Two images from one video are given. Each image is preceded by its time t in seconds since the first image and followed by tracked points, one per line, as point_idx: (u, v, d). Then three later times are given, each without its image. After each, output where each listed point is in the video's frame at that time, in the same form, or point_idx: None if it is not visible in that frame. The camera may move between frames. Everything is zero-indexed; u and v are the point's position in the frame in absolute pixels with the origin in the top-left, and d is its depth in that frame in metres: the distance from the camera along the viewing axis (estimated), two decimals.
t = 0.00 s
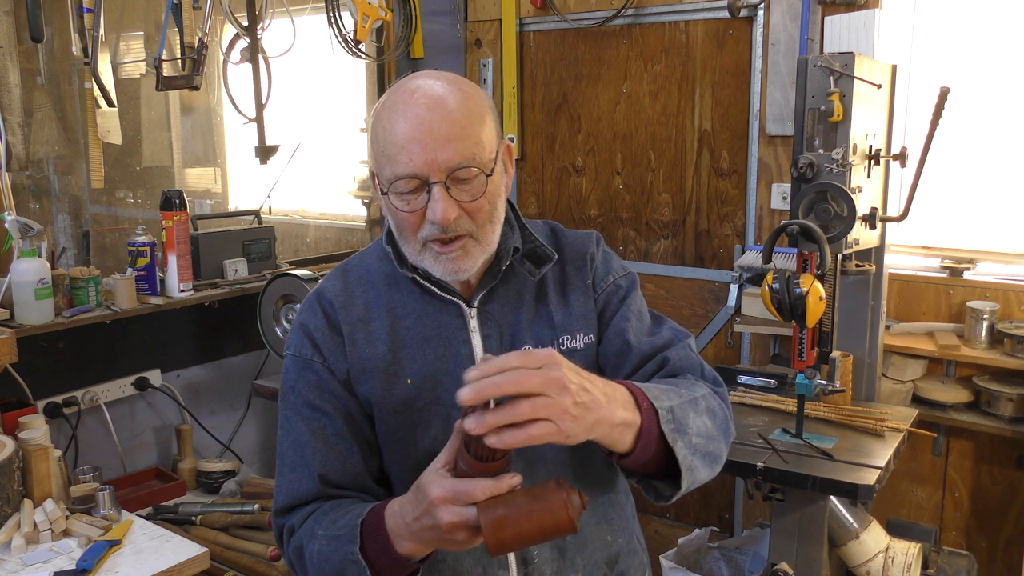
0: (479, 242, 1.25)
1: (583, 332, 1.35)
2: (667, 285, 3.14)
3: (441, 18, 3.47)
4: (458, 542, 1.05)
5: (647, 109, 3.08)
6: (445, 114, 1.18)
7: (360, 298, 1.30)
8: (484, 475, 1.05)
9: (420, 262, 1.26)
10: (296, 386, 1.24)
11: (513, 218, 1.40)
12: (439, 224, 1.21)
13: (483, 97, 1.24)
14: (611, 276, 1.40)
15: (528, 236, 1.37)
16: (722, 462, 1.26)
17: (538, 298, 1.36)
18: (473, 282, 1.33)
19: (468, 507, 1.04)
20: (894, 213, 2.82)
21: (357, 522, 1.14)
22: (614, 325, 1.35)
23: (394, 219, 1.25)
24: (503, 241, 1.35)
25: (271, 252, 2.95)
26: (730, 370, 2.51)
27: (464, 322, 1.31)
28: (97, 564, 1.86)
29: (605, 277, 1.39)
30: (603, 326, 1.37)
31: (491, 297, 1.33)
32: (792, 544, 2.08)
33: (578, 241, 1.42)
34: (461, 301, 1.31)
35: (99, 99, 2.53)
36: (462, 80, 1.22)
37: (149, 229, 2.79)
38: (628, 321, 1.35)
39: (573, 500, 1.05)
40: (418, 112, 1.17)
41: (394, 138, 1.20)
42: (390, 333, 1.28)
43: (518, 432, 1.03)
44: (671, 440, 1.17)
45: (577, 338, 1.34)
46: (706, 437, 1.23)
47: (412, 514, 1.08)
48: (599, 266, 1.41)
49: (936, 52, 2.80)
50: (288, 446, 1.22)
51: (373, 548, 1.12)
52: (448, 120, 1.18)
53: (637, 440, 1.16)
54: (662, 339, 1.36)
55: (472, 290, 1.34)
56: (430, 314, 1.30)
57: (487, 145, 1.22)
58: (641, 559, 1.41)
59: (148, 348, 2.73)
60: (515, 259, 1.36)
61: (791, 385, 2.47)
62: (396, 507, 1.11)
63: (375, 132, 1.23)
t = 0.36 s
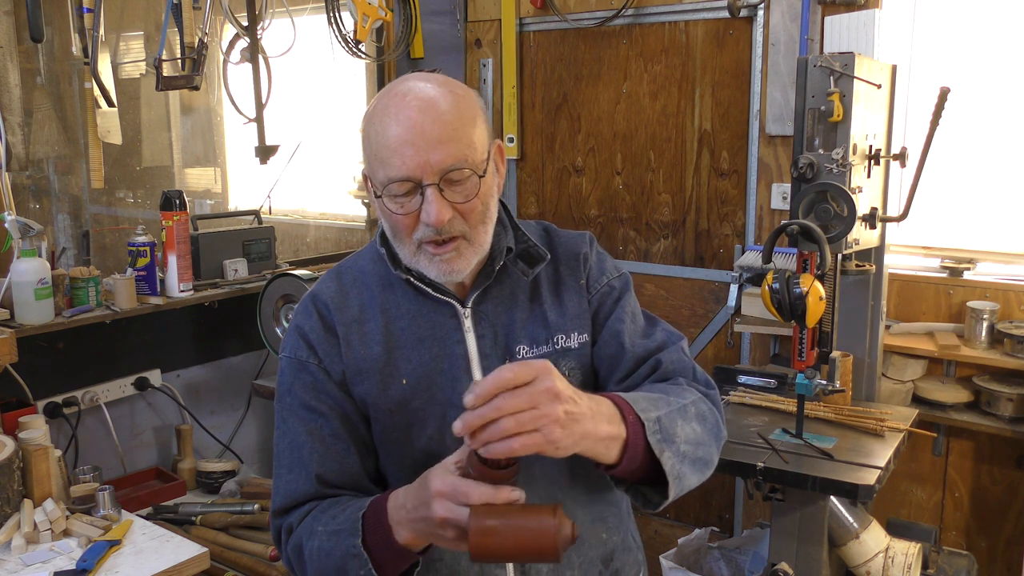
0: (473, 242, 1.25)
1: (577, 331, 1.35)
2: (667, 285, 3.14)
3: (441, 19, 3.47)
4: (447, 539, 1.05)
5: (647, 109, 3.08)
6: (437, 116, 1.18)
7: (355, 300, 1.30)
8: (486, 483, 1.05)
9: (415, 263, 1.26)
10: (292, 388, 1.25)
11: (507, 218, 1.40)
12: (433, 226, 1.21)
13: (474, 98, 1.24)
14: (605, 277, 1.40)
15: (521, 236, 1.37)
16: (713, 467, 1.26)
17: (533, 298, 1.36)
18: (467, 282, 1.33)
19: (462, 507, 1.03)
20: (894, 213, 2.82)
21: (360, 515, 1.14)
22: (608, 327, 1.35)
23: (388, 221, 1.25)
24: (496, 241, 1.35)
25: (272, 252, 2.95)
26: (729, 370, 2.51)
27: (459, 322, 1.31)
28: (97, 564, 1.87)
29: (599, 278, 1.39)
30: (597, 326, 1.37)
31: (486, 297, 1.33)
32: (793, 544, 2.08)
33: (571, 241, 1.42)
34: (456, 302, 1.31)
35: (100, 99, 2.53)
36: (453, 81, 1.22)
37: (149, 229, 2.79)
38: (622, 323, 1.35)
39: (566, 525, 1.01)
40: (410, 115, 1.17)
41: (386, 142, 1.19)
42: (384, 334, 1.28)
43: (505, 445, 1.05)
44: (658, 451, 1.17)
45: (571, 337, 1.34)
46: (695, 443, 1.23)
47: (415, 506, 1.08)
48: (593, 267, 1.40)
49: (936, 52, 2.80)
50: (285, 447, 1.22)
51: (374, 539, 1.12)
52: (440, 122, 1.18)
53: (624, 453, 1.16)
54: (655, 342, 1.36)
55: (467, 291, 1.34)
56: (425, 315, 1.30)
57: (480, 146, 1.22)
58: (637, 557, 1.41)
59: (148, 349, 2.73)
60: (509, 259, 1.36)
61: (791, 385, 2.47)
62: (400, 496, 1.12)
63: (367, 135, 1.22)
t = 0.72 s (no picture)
0: (468, 243, 1.25)
1: (575, 331, 1.35)
2: (667, 285, 3.14)
3: (441, 19, 3.47)
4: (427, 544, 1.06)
5: (647, 109, 3.08)
6: (431, 118, 1.17)
7: (351, 300, 1.30)
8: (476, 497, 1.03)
9: (411, 264, 1.26)
10: (290, 388, 1.25)
11: (503, 218, 1.40)
12: (429, 227, 1.21)
13: (468, 99, 1.24)
14: (603, 278, 1.39)
15: (518, 236, 1.37)
16: (710, 469, 1.26)
17: (531, 297, 1.36)
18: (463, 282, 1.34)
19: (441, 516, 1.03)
20: (894, 213, 2.82)
21: (354, 518, 1.14)
22: (608, 328, 1.35)
23: (384, 222, 1.25)
24: (493, 240, 1.35)
25: (271, 252, 2.95)
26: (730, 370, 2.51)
27: (456, 322, 1.31)
28: (97, 564, 1.87)
29: (598, 278, 1.39)
30: (596, 326, 1.37)
31: (482, 297, 1.33)
32: (792, 544, 2.08)
33: (569, 240, 1.42)
34: (453, 301, 1.31)
35: (100, 99, 2.53)
36: (447, 82, 1.22)
37: (149, 229, 2.79)
38: (623, 325, 1.35)
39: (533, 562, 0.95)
40: (405, 116, 1.17)
41: (381, 143, 1.19)
42: (381, 334, 1.28)
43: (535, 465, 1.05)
44: (660, 449, 1.18)
45: (569, 337, 1.34)
46: (695, 445, 1.23)
47: (408, 507, 1.08)
48: (591, 266, 1.40)
49: (936, 52, 2.80)
50: (283, 448, 1.23)
51: (369, 541, 1.12)
52: (435, 124, 1.18)
53: (627, 448, 1.16)
54: (654, 346, 1.36)
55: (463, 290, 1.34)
56: (421, 315, 1.30)
57: (474, 147, 1.22)
58: (635, 557, 1.41)
59: (148, 349, 2.73)
60: (505, 259, 1.36)
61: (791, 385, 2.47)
62: (395, 500, 1.11)
63: (361, 137, 1.22)
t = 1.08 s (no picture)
0: (469, 246, 1.25)
1: (575, 331, 1.35)
2: (667, 285, 3.14)
3: (441, 19, 3.47)
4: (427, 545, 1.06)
5: (647, 109, 3.08)
6: (432, 121, 1.17)
7: (350, 299, 1.30)
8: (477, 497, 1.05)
9: (412, 266, 1.26)
10: (289, 387, 1.25)
11: (503, 217, 1.40)
12: (430, 231, 1.21)
13: (469, 101, 1.23)
14: (604, 279, 1.39)
15: (517, 236, 1.36)
16: (707, 477, 1.27)
17: (531, 297, 1.36)
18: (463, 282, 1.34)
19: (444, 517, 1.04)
20: (894, 213, 2.82)
21: (357, 517, 1.14)
22: (608, 330, 1.35)
23: (384, 225, 1.25)
24: (492, 240, 1.34)
25: (272, 252, 2.95)
26: (730, 370, 2.51)
27: (455, 321, 1.31)
28: (97, 564, 1.87)
29: (598, 279, 1.39)
30: (596, 327, 1.37)
31: (482, 296, 1.33)
32: (792, 543, 2.08)
33: (569, 240, 1.42)
34: (452, 301, 1.31)
35: (100, 99, 2.53)
36: (448, 84, 1.22)
37: (149, 229, 2.79)
38: (623, 327, 1.35)
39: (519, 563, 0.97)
40: (406, 120, 1.17)
41: (382, 146, 1.19)
42: (380, 333, 1.28)
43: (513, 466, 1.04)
44: (658, 468, 1.18)
45: (569, 337, 1.34)
46: (692, 455, 1.23)
47: (412, 500, 1.09)
48: (592, 267, 1.40)
49: (936, 52, 2.80)
50: (282, 446, 1.23)
51: (371, 541, 1.13)
52: (436, 128, 1.18)
53: (625, 468, 1.17)
54: (654, 348, 1.36)
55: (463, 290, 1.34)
56: (420, 314, 1.30)
57: (475, 150, 1.22)
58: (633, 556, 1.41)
59: (148, 349, 2.73)
60: (505, 258, 1.36)
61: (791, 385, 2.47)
62: (399, 496, 1.13)
63: (362, 139, 1.22)
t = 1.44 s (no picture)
0: (471, 248, 1.25)
1: (576, 334, 1.35)
2: (667, 285, 3.14)
3: (441, 19, 3.47)
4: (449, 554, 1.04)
5: (647, 109, 3.08)
6: (436, 124, 1.17)
7: (350, 300, 1.30)
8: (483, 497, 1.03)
9: (414, 268, 1.26)
10: (288, 388, 1.25)
11: (503, 218, 1.40)
12: (432, 233, 1.21)
13: (471, 103, 1.23)
14: (606, 283, 1.39)
15: (517, 237, 1.37)
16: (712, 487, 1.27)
17: (532, 298, 1.36)
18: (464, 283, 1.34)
19: (464, 523, 1.02)
20: (894, 213, 2.82)
21: (349, 529, 1.15)
22: (612, 335, 1.36)
23: (386, 227, 1.25)
24: (492, 241, 1.35)
25: (272, 252, 2.95)
26: (730, 370, 2.50)
27: (455, 322, 1.31)
28: (97, 564, 1.87)
29: (601, 283, 1.39)
30: (597, 330, 1.37)
31: (482, 297, 1.33)
32: (793, 544, 2.08)
33: (570, 242, 1.42)
34: (452, 303, 1.31)
35: (100, 99, 2.53)
36: (450, 85, 1.22)
37: (149, 229, 2.79)
38: (627, 333, 1.35)
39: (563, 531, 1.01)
40: (408, 123, 1.17)
41: (384, 149, 1.19)
42: (380, 334, 1.28)
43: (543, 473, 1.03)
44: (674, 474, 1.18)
45: (569, 339, 1.34)
46: (702, 463, 1.23)
47: (414, 524, 1.06)
48: (594, 270, 1.40)
49: (936, 52, 2.80)
50: (281, 448, 1.23)
51: (365, 556, 1.13)
52: (439, 131, 1.18)
53: (643, 471, 1.17)
54: (658, 355, 1.37)
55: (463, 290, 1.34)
56: (420, 315, 1.30)
57: (477, 153, 1.22)
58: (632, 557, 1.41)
59: (148, 349, 2.73)
60: (505, 260, 1.36)
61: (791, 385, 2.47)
62: (390, 513, 1.11)
63: (363, 141, 1.22)
